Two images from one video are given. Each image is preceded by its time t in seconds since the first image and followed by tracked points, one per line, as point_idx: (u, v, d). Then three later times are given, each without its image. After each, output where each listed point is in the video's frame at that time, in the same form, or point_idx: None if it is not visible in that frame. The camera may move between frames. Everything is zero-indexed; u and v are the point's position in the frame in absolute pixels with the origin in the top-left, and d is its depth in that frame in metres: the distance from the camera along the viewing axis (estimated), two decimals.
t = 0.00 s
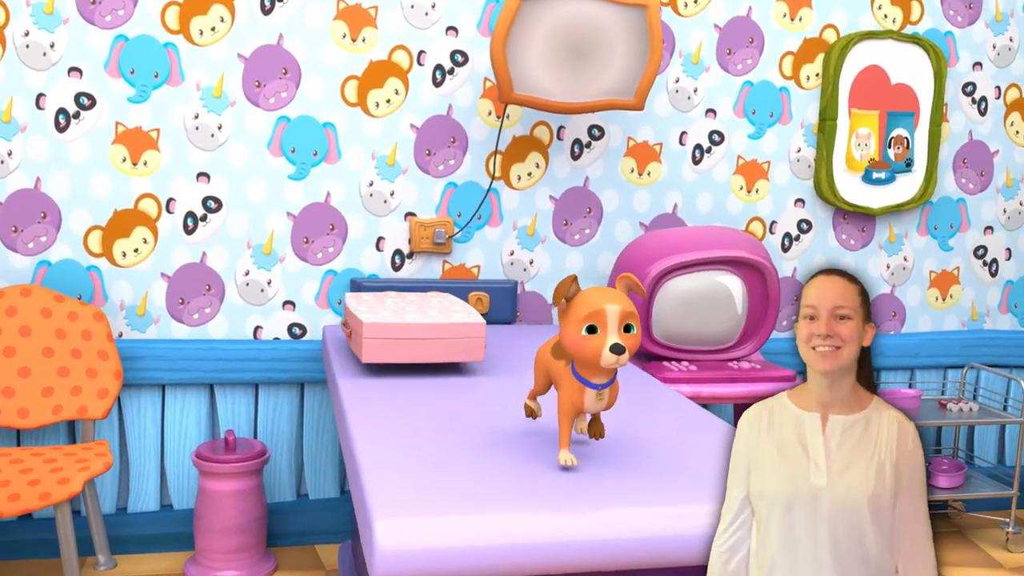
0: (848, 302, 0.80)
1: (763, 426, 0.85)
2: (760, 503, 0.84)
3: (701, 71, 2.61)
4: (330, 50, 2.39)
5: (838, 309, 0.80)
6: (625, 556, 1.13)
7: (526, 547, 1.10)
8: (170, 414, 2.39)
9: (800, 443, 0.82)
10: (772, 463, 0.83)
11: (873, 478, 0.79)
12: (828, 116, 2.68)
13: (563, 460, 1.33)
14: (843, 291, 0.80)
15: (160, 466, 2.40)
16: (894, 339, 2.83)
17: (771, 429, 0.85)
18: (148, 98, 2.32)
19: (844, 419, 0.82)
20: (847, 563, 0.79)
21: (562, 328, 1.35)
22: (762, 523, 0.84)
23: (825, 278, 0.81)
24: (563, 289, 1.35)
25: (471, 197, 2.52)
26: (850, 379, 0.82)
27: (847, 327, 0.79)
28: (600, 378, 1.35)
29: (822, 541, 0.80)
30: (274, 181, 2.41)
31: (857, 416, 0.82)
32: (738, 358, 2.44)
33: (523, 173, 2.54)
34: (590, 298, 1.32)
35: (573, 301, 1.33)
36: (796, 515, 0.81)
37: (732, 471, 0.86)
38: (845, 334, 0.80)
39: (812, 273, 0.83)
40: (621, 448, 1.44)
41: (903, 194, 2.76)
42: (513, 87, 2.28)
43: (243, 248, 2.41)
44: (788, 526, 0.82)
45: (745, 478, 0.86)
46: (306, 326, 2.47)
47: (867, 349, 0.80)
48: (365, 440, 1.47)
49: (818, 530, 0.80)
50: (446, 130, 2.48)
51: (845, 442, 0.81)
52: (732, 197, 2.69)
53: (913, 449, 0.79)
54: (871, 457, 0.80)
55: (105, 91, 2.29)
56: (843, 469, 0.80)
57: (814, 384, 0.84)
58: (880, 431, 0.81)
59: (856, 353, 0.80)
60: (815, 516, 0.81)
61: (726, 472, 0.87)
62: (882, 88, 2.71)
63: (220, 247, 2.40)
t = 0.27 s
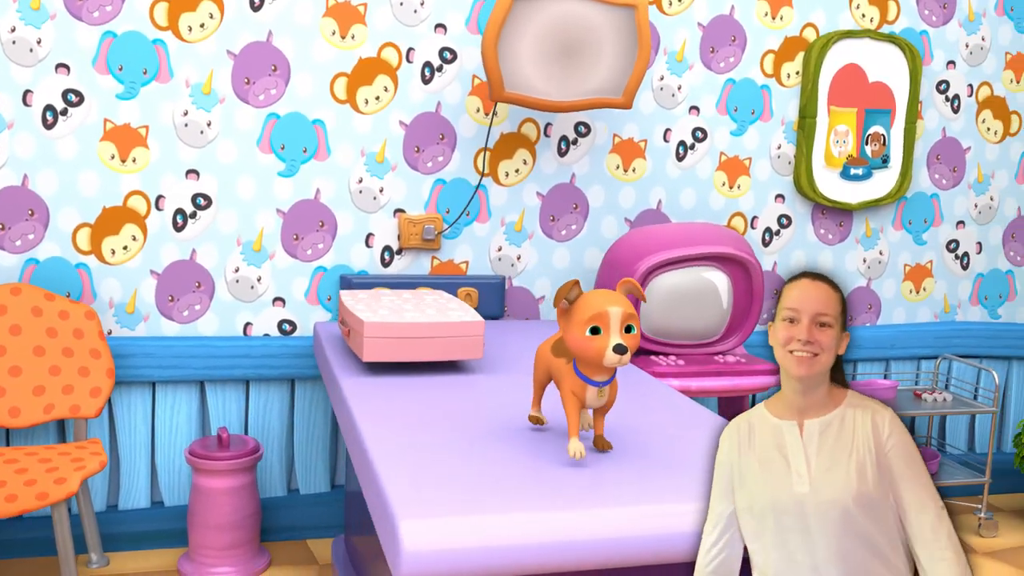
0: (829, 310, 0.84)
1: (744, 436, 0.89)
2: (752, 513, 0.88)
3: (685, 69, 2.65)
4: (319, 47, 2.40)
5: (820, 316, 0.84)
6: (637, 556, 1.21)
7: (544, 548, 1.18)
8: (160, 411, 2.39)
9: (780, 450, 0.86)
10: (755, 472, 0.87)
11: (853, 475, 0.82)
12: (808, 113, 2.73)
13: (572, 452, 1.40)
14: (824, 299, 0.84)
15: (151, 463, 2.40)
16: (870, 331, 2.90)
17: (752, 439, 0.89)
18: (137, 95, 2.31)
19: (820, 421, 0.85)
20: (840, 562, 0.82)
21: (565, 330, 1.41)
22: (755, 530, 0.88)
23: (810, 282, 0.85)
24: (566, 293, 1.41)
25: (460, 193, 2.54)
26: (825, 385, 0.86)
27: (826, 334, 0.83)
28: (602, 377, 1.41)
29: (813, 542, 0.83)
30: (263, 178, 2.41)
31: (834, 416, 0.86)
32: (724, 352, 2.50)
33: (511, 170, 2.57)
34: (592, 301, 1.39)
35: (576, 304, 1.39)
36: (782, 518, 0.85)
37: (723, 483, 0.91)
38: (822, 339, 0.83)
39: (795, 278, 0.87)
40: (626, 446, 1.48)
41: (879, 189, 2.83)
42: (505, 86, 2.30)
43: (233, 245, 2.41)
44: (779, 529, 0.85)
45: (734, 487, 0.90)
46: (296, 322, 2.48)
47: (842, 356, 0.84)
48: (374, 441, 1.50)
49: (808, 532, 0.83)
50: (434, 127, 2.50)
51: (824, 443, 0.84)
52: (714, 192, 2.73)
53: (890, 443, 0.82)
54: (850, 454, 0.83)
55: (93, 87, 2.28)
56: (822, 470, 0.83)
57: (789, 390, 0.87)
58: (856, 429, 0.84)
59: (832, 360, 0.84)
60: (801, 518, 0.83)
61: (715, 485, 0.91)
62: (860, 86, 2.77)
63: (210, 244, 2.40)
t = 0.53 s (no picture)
0: (829, 308, 0.82)
1: (743, 437, 0.90)
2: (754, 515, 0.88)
3: (670, 66, 2.69)
4: (309, 44, 2.40)
5: (818, 313, 0.82)
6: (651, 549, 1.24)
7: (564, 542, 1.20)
8: (152, 409, 2.39)
9: (782, 451, 0.86)
10: (757, 475, 0.87)
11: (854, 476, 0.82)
12: (789, 110, 2.78)
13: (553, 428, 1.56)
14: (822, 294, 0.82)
15: (142, 460, 2.40)
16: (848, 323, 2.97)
17: (751, 441, 0.89)
18: (126, 92, 2.30)
19: (822, 421, 0.85)
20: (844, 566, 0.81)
21: (579, 333, 1.53)
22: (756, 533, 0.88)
23: (808, 281, 0.83)
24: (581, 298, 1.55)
25: (449, 190, 2.56)
26: (827, 384, 0.85)
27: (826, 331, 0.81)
28: (605, 376, 1.55)
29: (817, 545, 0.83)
30: (253, 175, 2.41)
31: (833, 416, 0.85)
32: (709, 346, 2.55)
33: (499, 167, 2.59)
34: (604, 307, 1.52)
35: (592, 310, 1.51)
36: (785, 521, 0.85)
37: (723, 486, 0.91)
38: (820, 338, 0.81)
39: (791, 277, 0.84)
40: (629, 443, 1.52)
41: (857, 185, 2.89)
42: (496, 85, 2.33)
43: (223, 243, 2.42)
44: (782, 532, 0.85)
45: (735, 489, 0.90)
46: (287, 319, 2.49)
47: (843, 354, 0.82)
48: (383, 440, 1.52)
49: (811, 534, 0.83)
50: (423, 124, 2.51)
51: (824, 444, 0.84)
52: (697, 188, 2.78)
53: (893, 442, 0.82)
54: (853, 455, 0.83)
55: (81, 85, 2.26)
56: (824, 470, 0.82)
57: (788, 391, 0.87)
58: (858, 430, 0.84)
59: (833, 358, 0.82)
60: (804, 520, 0.83)
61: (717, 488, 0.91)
62: (839, 83, 2.82)
63: (200, 242, 2.40)
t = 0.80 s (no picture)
0: (841, 302, 0.72)
1: (761, 430, 0.76)
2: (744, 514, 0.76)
3: (650, 64, 2.73)
4: (296, 42, 2.41)
5: (830, 310, 0.71)
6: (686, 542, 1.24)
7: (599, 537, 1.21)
8: (140, 407, 2.39)
9: (802, 442, 0.74)
10: (774, 468, 0.74)
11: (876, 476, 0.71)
12: (764, 107, 2.84)
13: (550, 426, 1.61)
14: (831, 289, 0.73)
15: (132, 458, 2.41)
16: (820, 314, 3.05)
17: (768, 431, 0.76)
18: (113, 90, 2.29)
19: (845, 419, 0.74)
20: None
21: (564, 326, 1.58)
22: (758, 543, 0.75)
23: (814, 277, 0.72)
24: (566, 294, 1.60)
25: (434, 186, 2.59)
26: (848, 381, 0.74)
27: (841, 328, 0.71)
28: (594, 367, 1.57)
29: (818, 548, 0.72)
30: (240, 173, 2.42)
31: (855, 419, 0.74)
32: (690, 339, 2.61)
33: (483, 163, 2.62)
34: (587, 300, 1.57)
35: (576, 304, 1.57)
36: (799, 524, 0.72)
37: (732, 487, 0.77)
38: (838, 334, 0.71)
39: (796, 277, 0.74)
40: (630, 440, 1.57)
41: (829, 179, 2.97)
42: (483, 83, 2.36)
43: (211, 240, 2.42)
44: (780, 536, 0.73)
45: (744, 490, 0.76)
46: (274, 315, 2.51)
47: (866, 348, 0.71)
48: (391, 440, 1.55)
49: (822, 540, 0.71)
50: (409, 121, 2.54)
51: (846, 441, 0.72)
52: (676, 183, 2.83)
53: (916, 447, 0.71)
54: (874, 457, 0.72)
55: (68, 83, 2.25)
56: (846, 465, 0.71)
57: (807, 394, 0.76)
58: (881, 431, 0.73)
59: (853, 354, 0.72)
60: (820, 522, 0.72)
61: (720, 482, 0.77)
62: (813, 80, 2.89)
63: (187, 239, 2.41)
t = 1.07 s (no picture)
0: (850, 310, 0.70)
1: (770, 438, 0.80)
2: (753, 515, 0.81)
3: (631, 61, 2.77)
4: (283, 40, 2.42)
5: (840, 318, 0.70)
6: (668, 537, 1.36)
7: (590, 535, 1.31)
8: (130, 405, 2.40)
9: (808, 450, 0.77)
10: (781, 474, 0.78)
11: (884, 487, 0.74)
12: (742, 103, 2.90)
13: (551, 424, 1.64)
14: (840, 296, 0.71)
15: (122, 456, 2.42)
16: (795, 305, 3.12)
17: (775, 437, 0.80)
18: (100, 89, 2.28)
19: (853, 428, 0.76)
20: None
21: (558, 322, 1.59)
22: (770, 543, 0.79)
23: (824, 284, 0.71)
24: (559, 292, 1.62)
25: (420, 183, 2.61)
26: (855, 390, 0.74)
27: (849, 336, 0.70)
28: (591, 362, 1.59)
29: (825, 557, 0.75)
30: (228, 171, 2.43)
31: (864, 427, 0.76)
32: (674, 332, 2.67)
33: (468, 160, 2.65)
34: (580, 296, 1.58)
35: (568, 299, 1.58)
36: (806, 530, 0.76)
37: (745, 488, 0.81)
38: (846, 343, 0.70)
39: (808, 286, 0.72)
40: (629, 436, 1.62)
41: (804, 174, 3.04)
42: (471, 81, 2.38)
43: (199, 238, 2.43)
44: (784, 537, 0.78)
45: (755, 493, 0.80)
46: (263, 312, 2.52)
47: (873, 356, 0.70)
48: (397, 439, 1.59)
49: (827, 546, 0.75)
50: (396, 119, 2.56)
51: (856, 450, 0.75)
52: (657, 178, 2.88)
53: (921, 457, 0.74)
54: (881, 466, 0.75)
55: (55, 82, 2.24)
56: (853, 474, 0.74)
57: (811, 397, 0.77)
58: (891, 440, 0.75)
59: (861, 361, 0.71)
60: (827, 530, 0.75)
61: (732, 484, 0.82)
62: (789, 77, 2.95)
63: (176, 238, 2.41)
